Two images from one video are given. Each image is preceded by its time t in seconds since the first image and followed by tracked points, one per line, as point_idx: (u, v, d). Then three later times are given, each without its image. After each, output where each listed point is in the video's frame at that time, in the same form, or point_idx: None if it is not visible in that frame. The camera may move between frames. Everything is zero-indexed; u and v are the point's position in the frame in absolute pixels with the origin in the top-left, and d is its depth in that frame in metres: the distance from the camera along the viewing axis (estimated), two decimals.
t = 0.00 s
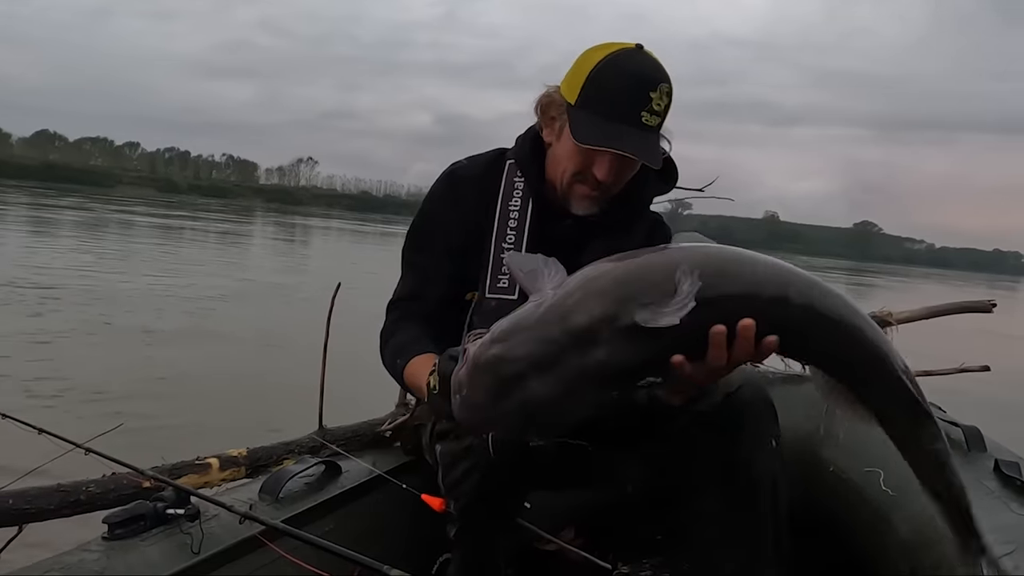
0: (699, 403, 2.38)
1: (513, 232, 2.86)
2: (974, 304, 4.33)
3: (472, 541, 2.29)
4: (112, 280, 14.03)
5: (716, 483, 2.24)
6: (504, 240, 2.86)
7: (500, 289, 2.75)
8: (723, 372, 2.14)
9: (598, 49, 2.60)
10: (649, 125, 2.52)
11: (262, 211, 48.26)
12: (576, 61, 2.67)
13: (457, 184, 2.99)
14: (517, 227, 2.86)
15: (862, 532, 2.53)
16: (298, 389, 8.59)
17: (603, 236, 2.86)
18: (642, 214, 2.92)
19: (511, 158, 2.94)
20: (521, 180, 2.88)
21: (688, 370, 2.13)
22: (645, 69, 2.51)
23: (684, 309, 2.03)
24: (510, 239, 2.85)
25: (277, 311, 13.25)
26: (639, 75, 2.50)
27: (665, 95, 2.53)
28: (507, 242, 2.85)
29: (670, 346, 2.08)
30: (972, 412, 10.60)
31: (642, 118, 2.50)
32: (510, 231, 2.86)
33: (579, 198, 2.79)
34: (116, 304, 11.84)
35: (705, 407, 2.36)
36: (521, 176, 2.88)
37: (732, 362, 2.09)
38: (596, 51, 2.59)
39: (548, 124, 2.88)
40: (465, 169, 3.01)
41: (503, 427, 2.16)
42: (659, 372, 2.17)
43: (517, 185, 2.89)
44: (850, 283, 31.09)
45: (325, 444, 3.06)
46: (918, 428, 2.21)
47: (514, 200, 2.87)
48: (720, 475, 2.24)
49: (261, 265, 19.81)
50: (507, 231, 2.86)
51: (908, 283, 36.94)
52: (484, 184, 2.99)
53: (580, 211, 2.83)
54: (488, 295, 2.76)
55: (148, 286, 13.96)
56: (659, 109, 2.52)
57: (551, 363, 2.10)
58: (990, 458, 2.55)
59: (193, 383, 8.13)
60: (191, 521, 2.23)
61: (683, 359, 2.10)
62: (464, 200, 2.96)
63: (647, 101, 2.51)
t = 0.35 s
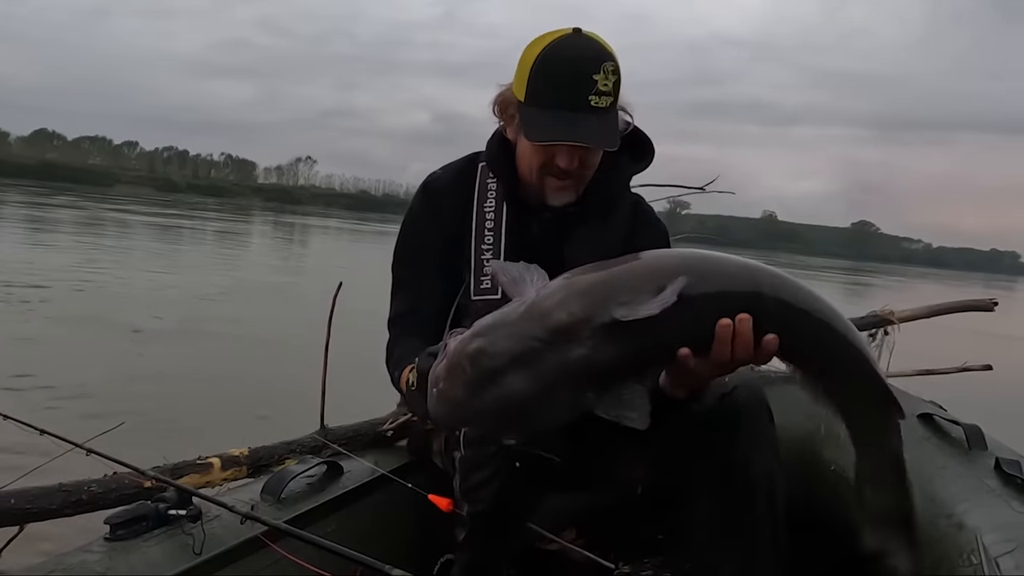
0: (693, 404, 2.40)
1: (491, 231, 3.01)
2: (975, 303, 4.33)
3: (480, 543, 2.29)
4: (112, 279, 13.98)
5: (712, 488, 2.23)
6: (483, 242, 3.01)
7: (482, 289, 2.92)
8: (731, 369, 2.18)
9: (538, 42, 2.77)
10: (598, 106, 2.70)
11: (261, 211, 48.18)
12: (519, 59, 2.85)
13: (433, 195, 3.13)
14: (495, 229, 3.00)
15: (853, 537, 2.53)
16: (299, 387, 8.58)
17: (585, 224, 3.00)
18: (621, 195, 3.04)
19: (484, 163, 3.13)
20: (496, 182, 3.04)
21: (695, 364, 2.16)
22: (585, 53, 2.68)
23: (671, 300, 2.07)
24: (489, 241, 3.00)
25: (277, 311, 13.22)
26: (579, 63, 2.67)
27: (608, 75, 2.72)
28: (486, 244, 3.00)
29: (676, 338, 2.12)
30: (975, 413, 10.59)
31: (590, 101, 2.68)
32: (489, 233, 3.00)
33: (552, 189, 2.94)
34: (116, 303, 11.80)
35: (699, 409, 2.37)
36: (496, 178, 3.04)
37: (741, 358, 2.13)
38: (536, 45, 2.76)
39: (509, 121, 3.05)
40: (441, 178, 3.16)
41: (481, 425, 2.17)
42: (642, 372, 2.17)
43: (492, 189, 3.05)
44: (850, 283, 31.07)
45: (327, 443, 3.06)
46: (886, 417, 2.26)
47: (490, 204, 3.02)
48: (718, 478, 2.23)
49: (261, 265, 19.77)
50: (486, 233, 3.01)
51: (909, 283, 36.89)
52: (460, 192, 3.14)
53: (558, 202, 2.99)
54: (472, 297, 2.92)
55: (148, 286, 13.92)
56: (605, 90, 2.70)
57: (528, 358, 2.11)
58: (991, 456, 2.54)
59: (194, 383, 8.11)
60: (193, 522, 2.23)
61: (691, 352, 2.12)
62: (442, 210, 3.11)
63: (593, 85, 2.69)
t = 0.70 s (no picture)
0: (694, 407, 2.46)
1: (472, 221, 3.04)
2: (978, 303, 4.33)
3: (493, 535, 2.27)
4: (112, 279, 13.94)
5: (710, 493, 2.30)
6: (464, 228, 3.04)
7: (465, 273, 2.98)
8: (685, 372, 2.34)
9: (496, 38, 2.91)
10: (553, 89, 2.76)
11: (261, 210, 48.09)
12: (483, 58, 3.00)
13: (416, 191, 3.20)
14: (475, 215, 3.04)
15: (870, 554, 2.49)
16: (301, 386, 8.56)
17: (561, 209, 3.07)
18: (594, 180, 3.13)
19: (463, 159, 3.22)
20: (474, 172, 3.10)
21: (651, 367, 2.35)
22: (535, 43, 2.80)
23: (614, 298, 2.33)
24: (469, 227, 3.03)
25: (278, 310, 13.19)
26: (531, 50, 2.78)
27: (560, 60, 2.81)
28: (466, 230, 3.03)
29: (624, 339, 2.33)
30: (978, 413, 10.57)
31: (544, 83, 2.74)
32: (469, 220, 3.04)
33: (525, 173, 3.01)
34: (116, 302, 11.77)
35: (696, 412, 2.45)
36: (474, 169, 3.10)
37: (688, 358, 2.31)
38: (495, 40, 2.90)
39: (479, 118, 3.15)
40: (423, 177, 3.25)
41: (427, 389, 2.31)
42: (569, 360, 2.34)
43: (471, 179, 3.10)
44: (852, 283, 31.03)
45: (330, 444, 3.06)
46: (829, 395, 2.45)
47: (468, 192, 3.07)
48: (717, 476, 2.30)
49: (261, 265, 19.72)
50: (466, 221, 3.05)
51: (910, 283, 36.85)
52: (438, 185, 3.21)
53: (532, 185, 3.04)
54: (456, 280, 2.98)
55: (149, 286, 13.89)
56: (559, 73, 2.78)
57: (480, 327, 2.32)
58: (995, 457, 2.54)
59: (195, 381, 8.09)
60: (196, 521, 2.23)
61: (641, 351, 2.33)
62: (419, 205, 3.19)
63: (546, 69, 2.77)
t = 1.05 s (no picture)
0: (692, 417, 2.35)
1: (469, 219, 3.02)
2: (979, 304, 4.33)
3: (479, 543, 2.36)
4: (112, 279, 13.92)
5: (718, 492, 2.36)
6: (461, 225, 3.02)
7: (460, 270, 2.96)
8: (659, 424, 2.24)
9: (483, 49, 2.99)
10: (530, 94, 2.80)
11: (260, 209, 48.03)
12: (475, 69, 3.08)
13: (417, 193, 3.22)
14: (472, 213, 3.02)
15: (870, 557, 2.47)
16: (302, 387, 8.55)
17: (554, 209, 3.02)
18: (589, 185, 3.11)
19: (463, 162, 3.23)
20: (473, 172, 3.09)
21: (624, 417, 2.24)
22: (512, 52, 2.84)
23: (571, 349, 2.22)
24: (467, 224, 3.01)
25: (278, 311, 13.18)
26: (510, 58, 2.84)
27: (538, 67, 2.84)
28: (463, 227, 3.01)
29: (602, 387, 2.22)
30: (978, 414, 10.57)
31: (521, 90, 2.80)
32: (467, 218, 3.02)
33: (513, 173, 3.01)
34: (116, 302, 11.74)
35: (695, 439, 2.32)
36: (473, 169, 3.09)
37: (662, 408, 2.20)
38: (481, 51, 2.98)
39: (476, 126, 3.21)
40: (424, 178, 3.26)
41: (390, 401, 2.29)
42: (528, 397, 2.22)
43: (470, 178, 3.09)
44: (850, 283, 31.11)
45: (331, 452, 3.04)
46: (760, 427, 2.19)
47: (467, 191, 3.05)
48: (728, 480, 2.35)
49: (261, 265, 19.69)
50: (464, 218, 3.03)
51: (909, 283, 36.88)
52: (436, 186, 3.21)
53: (520, 185, 3.03)
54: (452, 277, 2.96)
55: (147, 286, 13.85)
56: (535, 79, 2.81)
57: (446, 353, 2.26)
58: (998, 458, 2.52)
59: (195, 382, 8.07)
60: (197, 529, 2.22)
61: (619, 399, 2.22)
62: (416, 206, 3.19)
63: (523, 75, 2.81)
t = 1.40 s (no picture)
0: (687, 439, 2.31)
1: (472, 220, 3.03)
2: (974, 304, 4.34)
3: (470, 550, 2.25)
4: (108, 278, 13.90)
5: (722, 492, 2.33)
6: (463, 226, 3.03)
7: (461, 269, 2.97)
8: (658, 429, 2.22)
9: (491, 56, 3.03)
10: (526, 101, 2.81)
11: (258, 208, 47.98)
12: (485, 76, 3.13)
13: (423, 194, 3.22)
14: (474, 214, 3.04)
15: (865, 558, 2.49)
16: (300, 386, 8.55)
17: (556, 213, 3.04)
18: (594, 191, 3.12)
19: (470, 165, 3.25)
20: (479, 176, 3.11)
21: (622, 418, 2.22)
22: (513, 59, 2.86)
23: (554, 336, 2.25)
24: (468, 226, 3.03)
25: (275, 310, 13.18)
26: (509, 64, 2.86)
27: (537, 74, 2.85)
28: (466, 228, 3.02)
29: (600, 381, 2.21)
30: (975, 413, 10.59)
31: (517, 96, 2.81)
32: (470, 219, 3.04)
33: (515, 178, 3.00)
34: (113, 301, 11.72)
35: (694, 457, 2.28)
36: (479, 173, 3.11)
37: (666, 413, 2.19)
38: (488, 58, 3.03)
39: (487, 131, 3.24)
40: (430, 178, 3.26)
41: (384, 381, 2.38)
42: (501, 379, 2.22)
43: (476, 181, 3.11)
44: (847, 281, 31.10)
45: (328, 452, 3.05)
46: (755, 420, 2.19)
47: (472, 194, 3.07)
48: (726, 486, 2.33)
49: (259, 263, 19.68)
50: (467, 219, 3.04)
51: (907, 282, 36.89)
52: (441, 187, 3.21)
53: (519, 189, 3.02)
54: (453, 276, 2.97)
55: (143, 284, 13.82)
56: (533, 86, 2.82)
57: (437, 334, 2.36)
58: (992, 457, 2.53)
59: (192, 382, 8.06)
60: (193, 528, 2.22)
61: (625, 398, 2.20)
62: (421, 206, 3.19)
63: (520, 82, 2.83)
